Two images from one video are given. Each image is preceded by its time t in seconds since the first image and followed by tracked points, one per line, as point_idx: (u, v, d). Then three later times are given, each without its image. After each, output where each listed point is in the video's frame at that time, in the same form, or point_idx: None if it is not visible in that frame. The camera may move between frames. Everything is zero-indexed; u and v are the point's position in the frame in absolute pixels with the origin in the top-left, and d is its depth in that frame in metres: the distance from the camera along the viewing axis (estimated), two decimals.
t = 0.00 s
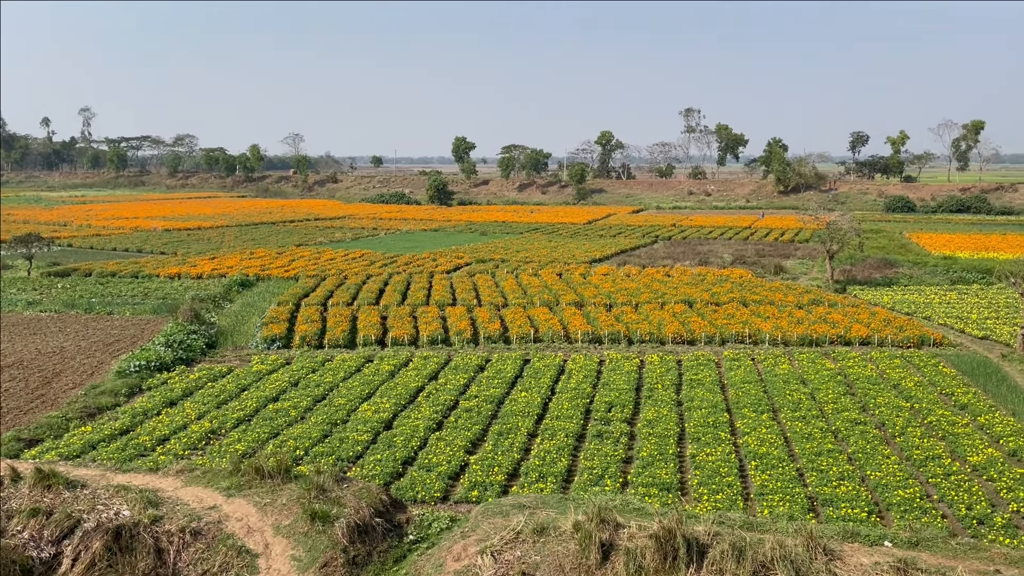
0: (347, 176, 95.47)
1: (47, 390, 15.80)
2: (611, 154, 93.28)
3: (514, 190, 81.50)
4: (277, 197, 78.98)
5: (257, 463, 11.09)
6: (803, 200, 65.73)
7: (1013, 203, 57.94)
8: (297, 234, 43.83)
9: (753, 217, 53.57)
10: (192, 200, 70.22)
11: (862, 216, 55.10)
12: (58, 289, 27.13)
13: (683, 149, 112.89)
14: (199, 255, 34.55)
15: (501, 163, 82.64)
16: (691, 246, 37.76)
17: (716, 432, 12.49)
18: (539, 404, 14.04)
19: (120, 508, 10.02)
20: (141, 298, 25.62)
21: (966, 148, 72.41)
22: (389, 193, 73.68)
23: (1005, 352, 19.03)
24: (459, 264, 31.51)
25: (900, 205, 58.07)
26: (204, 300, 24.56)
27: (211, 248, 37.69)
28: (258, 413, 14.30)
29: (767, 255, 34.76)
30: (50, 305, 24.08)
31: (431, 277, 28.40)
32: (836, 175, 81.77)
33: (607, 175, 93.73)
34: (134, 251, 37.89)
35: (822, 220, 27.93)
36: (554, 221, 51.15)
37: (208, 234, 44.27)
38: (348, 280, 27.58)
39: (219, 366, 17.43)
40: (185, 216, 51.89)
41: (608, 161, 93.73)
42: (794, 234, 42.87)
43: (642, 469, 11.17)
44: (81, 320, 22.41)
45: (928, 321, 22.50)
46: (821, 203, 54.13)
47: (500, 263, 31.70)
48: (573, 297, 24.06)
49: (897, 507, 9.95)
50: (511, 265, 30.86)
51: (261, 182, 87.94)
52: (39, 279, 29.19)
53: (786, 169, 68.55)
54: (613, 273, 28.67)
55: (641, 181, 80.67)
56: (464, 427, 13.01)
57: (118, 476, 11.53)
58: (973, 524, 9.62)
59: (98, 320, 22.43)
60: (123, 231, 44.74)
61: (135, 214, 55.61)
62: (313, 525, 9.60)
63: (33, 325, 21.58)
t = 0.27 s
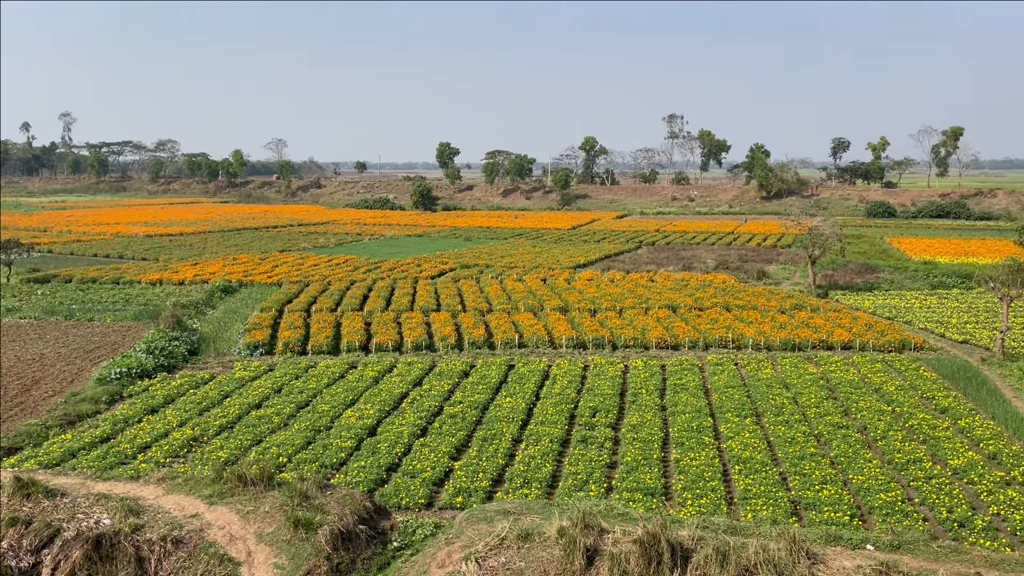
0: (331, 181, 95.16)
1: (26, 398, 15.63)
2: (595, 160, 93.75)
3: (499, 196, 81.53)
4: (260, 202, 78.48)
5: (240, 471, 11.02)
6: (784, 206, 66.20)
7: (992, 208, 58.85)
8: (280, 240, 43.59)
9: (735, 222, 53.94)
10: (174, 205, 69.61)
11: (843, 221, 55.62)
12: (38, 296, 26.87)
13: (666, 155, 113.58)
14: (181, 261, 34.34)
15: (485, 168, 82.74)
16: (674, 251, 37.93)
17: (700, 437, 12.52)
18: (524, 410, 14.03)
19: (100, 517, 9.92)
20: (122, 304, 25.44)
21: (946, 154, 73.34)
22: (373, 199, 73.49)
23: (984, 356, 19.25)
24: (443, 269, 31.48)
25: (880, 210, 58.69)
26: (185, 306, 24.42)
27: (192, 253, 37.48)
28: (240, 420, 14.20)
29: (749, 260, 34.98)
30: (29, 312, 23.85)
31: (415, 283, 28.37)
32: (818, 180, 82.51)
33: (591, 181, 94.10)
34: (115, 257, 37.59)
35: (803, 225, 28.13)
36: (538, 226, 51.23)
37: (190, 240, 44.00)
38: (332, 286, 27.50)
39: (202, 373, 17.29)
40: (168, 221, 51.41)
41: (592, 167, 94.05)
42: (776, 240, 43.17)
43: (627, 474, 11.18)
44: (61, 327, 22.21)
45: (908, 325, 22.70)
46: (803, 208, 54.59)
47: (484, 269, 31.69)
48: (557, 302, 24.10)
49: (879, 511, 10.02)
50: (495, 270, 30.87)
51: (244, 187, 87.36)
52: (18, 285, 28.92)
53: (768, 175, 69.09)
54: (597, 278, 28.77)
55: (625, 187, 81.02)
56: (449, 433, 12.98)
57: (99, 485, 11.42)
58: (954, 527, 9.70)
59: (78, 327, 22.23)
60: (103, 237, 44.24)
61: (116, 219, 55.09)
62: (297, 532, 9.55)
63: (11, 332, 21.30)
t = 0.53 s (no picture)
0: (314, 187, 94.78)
1: (5, 406, 15.47)
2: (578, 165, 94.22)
3: (483, 202, 81.56)
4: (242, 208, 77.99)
5: (222, 478, 10.97)
6: (764, 212, 66.53)
7: (971, 212, 59.59)
8: (264, 246, 43.36)
9: (718, 228, 54.35)
10: (156, 211, 68.97)
11: (824, 226, 56.15)
12: (18, 303, 26.56)
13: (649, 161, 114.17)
14: (163, 267, 34.08)
15: (469, 174, 82.78)
16: (658, 256, 38.09)
17: (683, 442, 12.58)
18: (508, 415, 14.04)
19: (81, 526, 9.85)
20: (103, 311, 25.22)
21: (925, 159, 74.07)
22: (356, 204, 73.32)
23: (963, 360, 19.47)
24: (427, 275, 31.46)
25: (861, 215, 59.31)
26: (167, 312, 24.26)
27: (174, 260, 37.22)
28: (222, 427, 14.12)
29: (732, 265, 35.21)
30: (9, 319, 23.56)
31: (398, 289, 28.33)
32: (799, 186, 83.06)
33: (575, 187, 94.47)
34: (96, 264, 37.27)
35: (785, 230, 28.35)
36: (522, 232, 51.32)
37: (172, 246, 43.70)
38: (317, 291, 27.41)
39: (183, 380, 17.17)
40: (151, 227, 50.97)
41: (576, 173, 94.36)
42: (758, 245, 43.48)
43: (610, 479, 11.21)
44: (41, 334, 21.97)
45: (888, 329, 22.90)
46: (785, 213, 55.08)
47: (468, 274, 31.70)
48: (541, 308, 24.15)
49: (860, 514, 10.09)
50: (479, 276, 30.91)
51: (226, 193, 86.79)
52: None
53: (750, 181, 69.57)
54: (581, 283, 28.86)
55: (608, 193, 81.35)
56: (433, 439, 12.97)
57: (79, 493, 11.33)
58: (934, 529, 9.79)
59: (58, 334, 22.00)
60: (83, 244, 43.77)
61: (97, 225, 54.53)
62: (279, 540, 9.49)
63: None
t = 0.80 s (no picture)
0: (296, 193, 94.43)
1: None
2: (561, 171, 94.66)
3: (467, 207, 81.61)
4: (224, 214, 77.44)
5: (203, 486, 10.89)
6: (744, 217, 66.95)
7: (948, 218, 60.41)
8: (246, 252, 43.11)
9: (700, 233, 54.67)
10: (137, 217, 68.32)
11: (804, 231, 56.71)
12: None
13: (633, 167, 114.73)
14: (144, 273, 33.78)
15: (453, 180, 82.68)
16: (641, 261, 38.22)
17: (666, 446, 12.61)
18: (491, 421, 14.03)
19: (60, 535, 9.76)
20: (82, 318, 24.97)
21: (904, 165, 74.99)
22: (340, 210, 73.18)
23: (942, 364, 19.68)
24: (410, 281, 31.41)
25: (840, 220, 59.98)
26: (148, 319, 24.07)
27: (155, 266, 36.91)
28: (203, 435, 14.01)
29: (714, 270, 35.41)
30: None
31: (381, 294, 28.28)
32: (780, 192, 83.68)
33: (558, 192, 94.81)
34: (75, 271, 36.92)
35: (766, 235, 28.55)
36: (506, 238, 51.36)
37: (153, 252, 43.33)
38: (300, 297, 27.30)
39: (163, 388, 17.00)
40: (132, 233, 50.42)
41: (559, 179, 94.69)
42: (740, 250, 43.75)
43: (594, 484, 11.21)
44: (19, 341, 21.70)
45: (869, 333, 23.10)
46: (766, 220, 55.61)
47: (452, 280, 31.68)
48: (525, 313, 24.16)
49: (842, 518, 10.14)
50: (462, 282, 30.91)
51: (208, 199, 86.04)
52: None
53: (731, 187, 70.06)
54: (564, 288, 28.93)
55: (591, 198, 81.60)
56: (416, 445, 12.93)
57: (58, 503, 11.21)
58: (915, 532, 9.86)
59: (36, 341, 21.74)
60: (63, 250, 43.27)
61: (77, 232, 53.90)
62: (261, 548, 9.43)
63: None
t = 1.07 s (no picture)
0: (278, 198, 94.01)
1: None
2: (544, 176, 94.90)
3: (449, 212, 81.59)
4: (205, 219, 76.85)
5: (183, 494, 10.81)
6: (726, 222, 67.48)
7: (926, 222, 61.23)
8: (227, 257, 42.83)
9: (681, 238, 54.99)
10: (117, 222, 67.59)
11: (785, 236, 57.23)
12: None
13: (614, 172, 115.37)
14: (123, 279, 33.48)
15: (435, 185, 82.54)
16: (623, 266, 38.38)
17: (649, 450, 12.65)
18: (474, 426, 14.02)
19: (38, 543, 9.65)
20: (60, 325, 24.72)
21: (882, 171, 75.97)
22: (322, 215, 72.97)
23: (920, 367, 19.92)
24: (392, 286, 31.35)
25: (820, 225, 60.55)
26: (127, 325, 23.89)
27: (134, 271, 36.61)
28: (183, 442, 13.90)
29: (696, 274, 35.61)
30: None
31: (364, 300, 28.25)
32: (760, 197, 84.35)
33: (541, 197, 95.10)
34: (53, 276, 36.60)
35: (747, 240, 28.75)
36: (488, 243, 51.41)
37: (132, 258, 42.96)
38: (283, 303, 27.19)
39: (143, 395, 16.85)
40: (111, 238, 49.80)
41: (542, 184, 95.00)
42: (721, 255, 44.04)
43: (577, 489, 11.22)
44: None
45: (849, 337, 23.30)
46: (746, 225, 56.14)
47: (434, 285, 31.65)
48: (508, 318, 24.18)
49: (823, 520, 10.21)
50: (445, 287, 30.90)
51: (187, 204, 85.32)
52: None
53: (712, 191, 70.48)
54: (547, 293, 29.01)
55: (573, 203, 81.80)
56: (399, 451, 12.89)
57: (35, 512, 11.10)
58: (895, 534, 9.95)
59: (12, 348, 21.49)
60: (41, 255, 42.77)
61: (55, 237, 53.22)
62: (242, 555, 9.36)
63: None
